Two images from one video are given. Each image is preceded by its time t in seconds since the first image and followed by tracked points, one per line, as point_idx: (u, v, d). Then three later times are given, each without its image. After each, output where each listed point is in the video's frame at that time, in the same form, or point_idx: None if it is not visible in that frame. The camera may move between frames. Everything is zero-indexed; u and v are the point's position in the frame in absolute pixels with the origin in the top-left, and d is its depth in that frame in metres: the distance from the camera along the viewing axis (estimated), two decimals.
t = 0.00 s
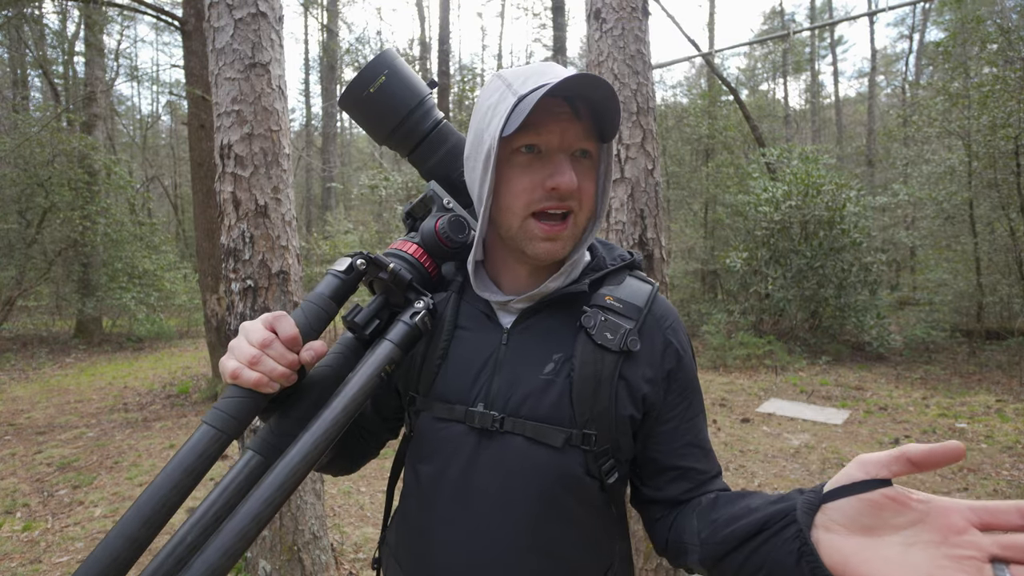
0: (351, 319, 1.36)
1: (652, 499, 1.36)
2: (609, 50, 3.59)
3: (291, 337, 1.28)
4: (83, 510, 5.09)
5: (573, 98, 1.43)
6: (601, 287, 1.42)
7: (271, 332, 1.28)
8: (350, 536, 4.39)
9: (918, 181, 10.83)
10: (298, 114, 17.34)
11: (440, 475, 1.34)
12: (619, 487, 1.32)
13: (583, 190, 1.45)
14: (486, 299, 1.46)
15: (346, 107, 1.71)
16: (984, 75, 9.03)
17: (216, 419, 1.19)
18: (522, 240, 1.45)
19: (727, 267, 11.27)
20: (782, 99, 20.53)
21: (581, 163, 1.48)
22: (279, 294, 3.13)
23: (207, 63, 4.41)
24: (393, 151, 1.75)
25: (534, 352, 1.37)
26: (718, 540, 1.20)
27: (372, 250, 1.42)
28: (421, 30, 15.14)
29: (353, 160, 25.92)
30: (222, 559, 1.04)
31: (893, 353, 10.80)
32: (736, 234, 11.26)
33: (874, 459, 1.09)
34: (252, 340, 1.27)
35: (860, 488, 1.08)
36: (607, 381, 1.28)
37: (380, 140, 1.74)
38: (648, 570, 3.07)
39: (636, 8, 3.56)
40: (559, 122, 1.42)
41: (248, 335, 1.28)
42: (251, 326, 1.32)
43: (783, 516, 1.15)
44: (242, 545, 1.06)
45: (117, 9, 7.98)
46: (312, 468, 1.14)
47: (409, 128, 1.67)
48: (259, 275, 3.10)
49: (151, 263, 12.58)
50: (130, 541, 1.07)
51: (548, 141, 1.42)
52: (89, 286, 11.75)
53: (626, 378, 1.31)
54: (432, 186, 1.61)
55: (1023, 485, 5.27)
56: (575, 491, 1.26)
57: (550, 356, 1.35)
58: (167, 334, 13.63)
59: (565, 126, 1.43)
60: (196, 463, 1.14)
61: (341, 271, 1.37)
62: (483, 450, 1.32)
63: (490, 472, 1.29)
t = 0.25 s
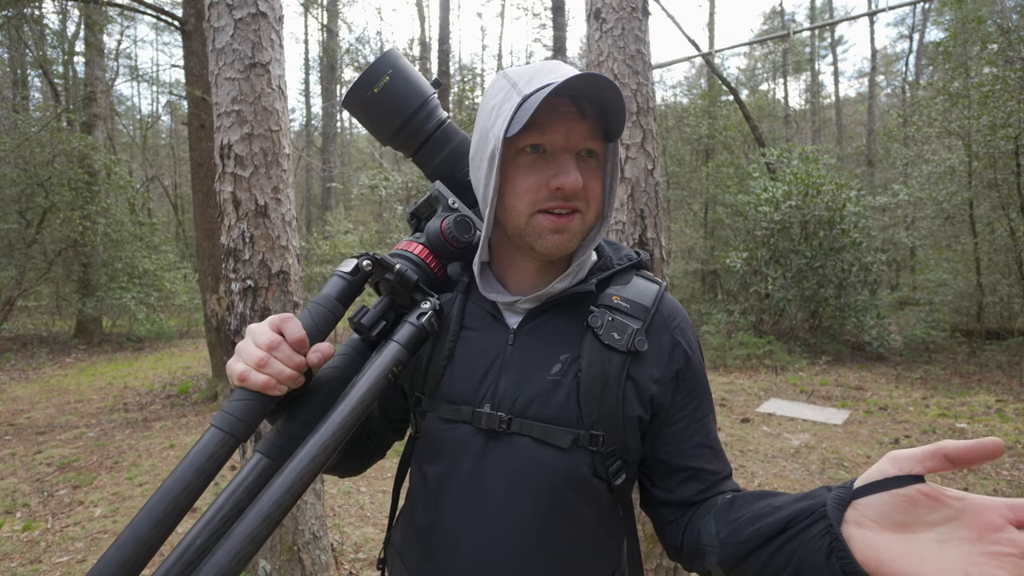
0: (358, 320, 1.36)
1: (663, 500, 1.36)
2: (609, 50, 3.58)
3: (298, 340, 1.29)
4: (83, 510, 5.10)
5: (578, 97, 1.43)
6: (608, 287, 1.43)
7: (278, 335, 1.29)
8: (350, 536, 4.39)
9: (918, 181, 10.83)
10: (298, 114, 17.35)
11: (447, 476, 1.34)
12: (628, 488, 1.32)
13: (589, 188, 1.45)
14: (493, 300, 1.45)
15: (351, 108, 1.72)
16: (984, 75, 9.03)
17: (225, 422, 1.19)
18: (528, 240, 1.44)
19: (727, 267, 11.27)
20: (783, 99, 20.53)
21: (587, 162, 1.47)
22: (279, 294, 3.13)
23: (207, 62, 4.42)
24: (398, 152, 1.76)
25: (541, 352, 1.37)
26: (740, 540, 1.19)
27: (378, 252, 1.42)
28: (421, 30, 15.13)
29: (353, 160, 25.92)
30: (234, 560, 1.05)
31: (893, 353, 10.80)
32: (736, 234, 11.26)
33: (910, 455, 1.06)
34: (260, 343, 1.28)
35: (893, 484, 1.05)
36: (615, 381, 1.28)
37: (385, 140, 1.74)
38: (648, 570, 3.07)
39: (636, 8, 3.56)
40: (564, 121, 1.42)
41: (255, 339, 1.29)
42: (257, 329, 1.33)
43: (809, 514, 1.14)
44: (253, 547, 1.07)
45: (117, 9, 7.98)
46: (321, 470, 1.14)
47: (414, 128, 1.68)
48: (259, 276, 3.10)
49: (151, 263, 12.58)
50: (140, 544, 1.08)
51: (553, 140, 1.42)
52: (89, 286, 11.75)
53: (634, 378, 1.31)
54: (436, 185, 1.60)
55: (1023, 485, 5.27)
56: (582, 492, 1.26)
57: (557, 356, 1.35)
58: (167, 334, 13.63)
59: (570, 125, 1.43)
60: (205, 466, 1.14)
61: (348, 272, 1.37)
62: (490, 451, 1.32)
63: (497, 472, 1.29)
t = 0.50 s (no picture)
0: (364, 320, 1.35)
1: (670, 503, 1.35)
2: (609, 50, 3.58)
3: (303, 341, 1.28)
4: (83, 510, 5.09)
5: (581, 97, 1.43)
6: (613, 288, 1.42)
7: (284, 337, 1.28)
8: (350, 536, 4.39)
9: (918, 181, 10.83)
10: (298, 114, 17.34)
11: (452, 476, 1.35)
12: (633, 490, 1.31)
13: (592, 188, 1.44)
14: (497, 301, 1.45)
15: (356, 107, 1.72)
16: (984, 75, 9.03)
17: (232, 424, 1.19)
18: (531, 241, 1.44)
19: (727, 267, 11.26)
20: (783, 99, 20.54)
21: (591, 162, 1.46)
22: (279, 293, 3.13)
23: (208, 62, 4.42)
24: (404, 150, 1.76)
25: (545, 353, 1.36)
26: (748, 546, 1.19)
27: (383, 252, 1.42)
28: (421, 30, 15.13)
29: (354, 160, 25.92)
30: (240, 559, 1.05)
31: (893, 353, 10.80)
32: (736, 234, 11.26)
33: (926, 462, 1.05)
34: (266, 344, 1.27)
35: (909, 492, 1.05)
36: (620, 382, 1.27)
37: (390, 139, 1.74)
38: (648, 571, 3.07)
39: (636, 8, 3.56)
40: (566, 120, 1.41)
41: (261, 340, 1.29)
42: (263, 330, 1.32)
43: (822, 521, 1.13)
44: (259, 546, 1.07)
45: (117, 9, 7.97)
46: (326, 470, 1.14)
47: (419, 127, 1.68)
48: (259, 276, 3.10)
49: (151, 263, 12.58)
50: (147, 543, 1.08)
51: (555, 140, 1.42)
52: (89, 286, 11.75)
53: (640, 380, 1.30)
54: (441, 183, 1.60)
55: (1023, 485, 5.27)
56: (586, 493, 1.26)
57: (562, 357, 1.35)
58: (167, 334, 13.63)
59: (572, 125, 1.42)
60: (211, 466, 1.15)
61: (353, 273, 1.37)
62: (494, 452, 1.32)
63: (501, 473, 1.29)
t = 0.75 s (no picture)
0: (369, 322, 1.36)
1: (678, 508, 1.34)
2: (609, 50, 3.58)
3: (308, 342, 1.28)
4: (83, 510, 5.09)
5: (563, 93, 1.39)
6: (619, 288, 1.41)
7: (289, 338, 1.29)
8: (350, 536, 4.39)
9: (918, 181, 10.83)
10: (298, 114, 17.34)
11: (457, 476, 1.35)
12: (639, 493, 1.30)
13: (576, 187, 1.39)
14: (500, 302, 1.44)
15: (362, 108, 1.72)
16: (984, 75, 9.03)
17: (239, 425, 1.20)
18: (514, 243, 1.44)
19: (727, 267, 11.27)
20: (783, 99, 20.54)
21: (577, 160, 1.41)
22: (279, 293, 3.13)
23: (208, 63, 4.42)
24: (411, 151, 1.76)
25: (549, 354, 1.36)
26: (755, 555, 1.17)
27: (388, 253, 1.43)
28: (421, 30, 15.14)
29: (354, 160, 25.92)
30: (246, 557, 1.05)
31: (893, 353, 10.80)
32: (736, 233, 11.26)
33: (942, 475, 1.02)
34: (272, 345, 1.28)
35: (923, 505, 1.02)
36: (625, 384, 1.27)
37: (397, 140, 1.75)
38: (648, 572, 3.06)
39: (636, 8, 3.56)
40: (544, 119, 1.39)
41: (267, 341, 1.29)
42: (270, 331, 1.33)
43: (829, 531, 1.11)
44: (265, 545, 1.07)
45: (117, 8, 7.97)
46: (331, 471, 1.14)
47: (426, 128, 1.68)
48: (259, 276, 3.10)
49: (151, 263, 12.58)
50: (157, 542, 1.09)
51: (535, 140, 1.40)
52: (89, 286, 11.75)
53: (646, 382, 1.29)
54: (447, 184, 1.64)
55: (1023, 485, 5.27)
56: (590, 496, 1.25)
57: (566, 358, 1.35)
58: (167, 334, 13.63)
59: (552, 124, 1.39)
60: (220, 465, 1.16)
61: (358, 275, 1.39)
62: (498, 453, 1.32)
63: (505, 475, 1.29)
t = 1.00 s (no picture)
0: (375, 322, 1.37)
1: (688, 516, 1.31)
2: (608, 50, 3.58)
3: (314, 342, 1.28)
4: (83, 510, 5.09)
5: (561, 93, 1.38)
6: (627, 288, 1.39)
7: (297, 337, 1.30)
8: (350, 536, 4.38)
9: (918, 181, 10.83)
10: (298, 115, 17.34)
11: (462, 477, 1.35)
12: (647, 499, 1.27)
13: (579, 187, 1.38)
14: (505, 303, 1.44)
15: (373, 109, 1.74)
16: (984, 75, 9.03)
17: (247, 422, 1.22)
18: (520, 245, 1.44)
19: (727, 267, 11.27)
20: (783, 99, 20.55)
21: (580, 159, 1.40)
22: (279, 293, 3.13)
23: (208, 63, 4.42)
24: (422, 151, 1.76)
25: (554, 356, 1.35)
26: (763, 560, 1.16)
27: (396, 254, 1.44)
28: (421, 30, 15.15)
29: (353, 160, 25.93)
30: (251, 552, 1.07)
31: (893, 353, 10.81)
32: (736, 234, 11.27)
33: (952, 475, 0.99)
34: (278, 344, 1.28)
35: (930, 507, 1.00)
36: (630, 388, 1.24)
37: (408, 139, 1.75)
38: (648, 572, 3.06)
39: (637, 8, 3.56)
40: (544, 120, 1.38)
41: (275, 340, 1.30)
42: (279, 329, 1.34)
43: (836, 535, 1.10)
44: (270, 540, 1.09)
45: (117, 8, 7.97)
46: (336, 467, 1.16)
47: (434, 127, 1.68)
48: (259, 276, 3.09)
49: (151, 263, 12.59)
50: (166, 536, 1.11)
51: (536, 141, 1.39)
52: (89, 286, 11.75)
53: (653, 386, 1.26)
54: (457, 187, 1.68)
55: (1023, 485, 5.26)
56: (594, 501, 1.23)
57: (571, 360, 1.33)
58: (167, 334, 13.63)
59: (552, 124, 1.38)
60: (227, 461, 1.18)
61: (364, 276, 1.40)
62: (501, 455, 1.32)
63: (509, 477, 1.29)
